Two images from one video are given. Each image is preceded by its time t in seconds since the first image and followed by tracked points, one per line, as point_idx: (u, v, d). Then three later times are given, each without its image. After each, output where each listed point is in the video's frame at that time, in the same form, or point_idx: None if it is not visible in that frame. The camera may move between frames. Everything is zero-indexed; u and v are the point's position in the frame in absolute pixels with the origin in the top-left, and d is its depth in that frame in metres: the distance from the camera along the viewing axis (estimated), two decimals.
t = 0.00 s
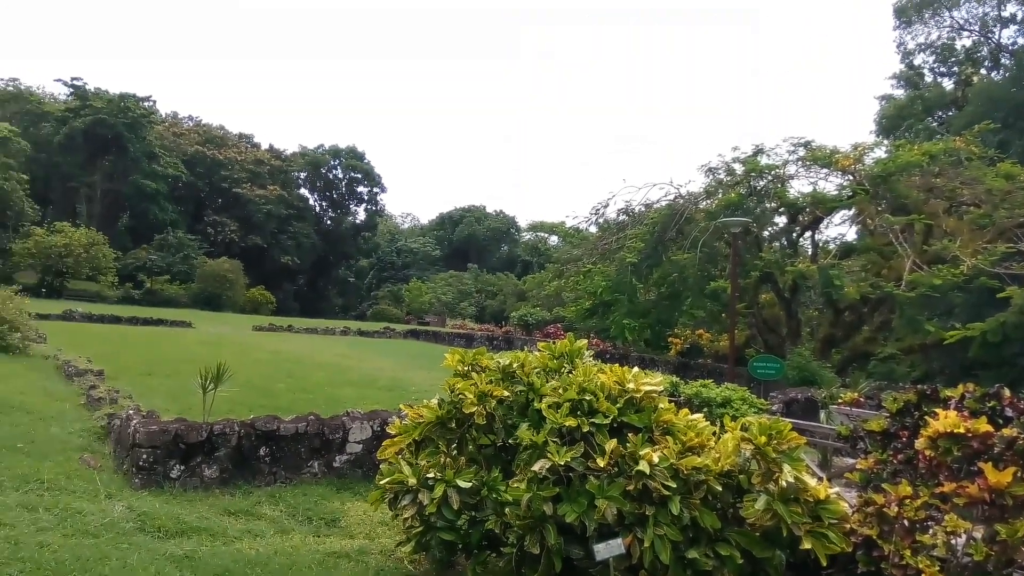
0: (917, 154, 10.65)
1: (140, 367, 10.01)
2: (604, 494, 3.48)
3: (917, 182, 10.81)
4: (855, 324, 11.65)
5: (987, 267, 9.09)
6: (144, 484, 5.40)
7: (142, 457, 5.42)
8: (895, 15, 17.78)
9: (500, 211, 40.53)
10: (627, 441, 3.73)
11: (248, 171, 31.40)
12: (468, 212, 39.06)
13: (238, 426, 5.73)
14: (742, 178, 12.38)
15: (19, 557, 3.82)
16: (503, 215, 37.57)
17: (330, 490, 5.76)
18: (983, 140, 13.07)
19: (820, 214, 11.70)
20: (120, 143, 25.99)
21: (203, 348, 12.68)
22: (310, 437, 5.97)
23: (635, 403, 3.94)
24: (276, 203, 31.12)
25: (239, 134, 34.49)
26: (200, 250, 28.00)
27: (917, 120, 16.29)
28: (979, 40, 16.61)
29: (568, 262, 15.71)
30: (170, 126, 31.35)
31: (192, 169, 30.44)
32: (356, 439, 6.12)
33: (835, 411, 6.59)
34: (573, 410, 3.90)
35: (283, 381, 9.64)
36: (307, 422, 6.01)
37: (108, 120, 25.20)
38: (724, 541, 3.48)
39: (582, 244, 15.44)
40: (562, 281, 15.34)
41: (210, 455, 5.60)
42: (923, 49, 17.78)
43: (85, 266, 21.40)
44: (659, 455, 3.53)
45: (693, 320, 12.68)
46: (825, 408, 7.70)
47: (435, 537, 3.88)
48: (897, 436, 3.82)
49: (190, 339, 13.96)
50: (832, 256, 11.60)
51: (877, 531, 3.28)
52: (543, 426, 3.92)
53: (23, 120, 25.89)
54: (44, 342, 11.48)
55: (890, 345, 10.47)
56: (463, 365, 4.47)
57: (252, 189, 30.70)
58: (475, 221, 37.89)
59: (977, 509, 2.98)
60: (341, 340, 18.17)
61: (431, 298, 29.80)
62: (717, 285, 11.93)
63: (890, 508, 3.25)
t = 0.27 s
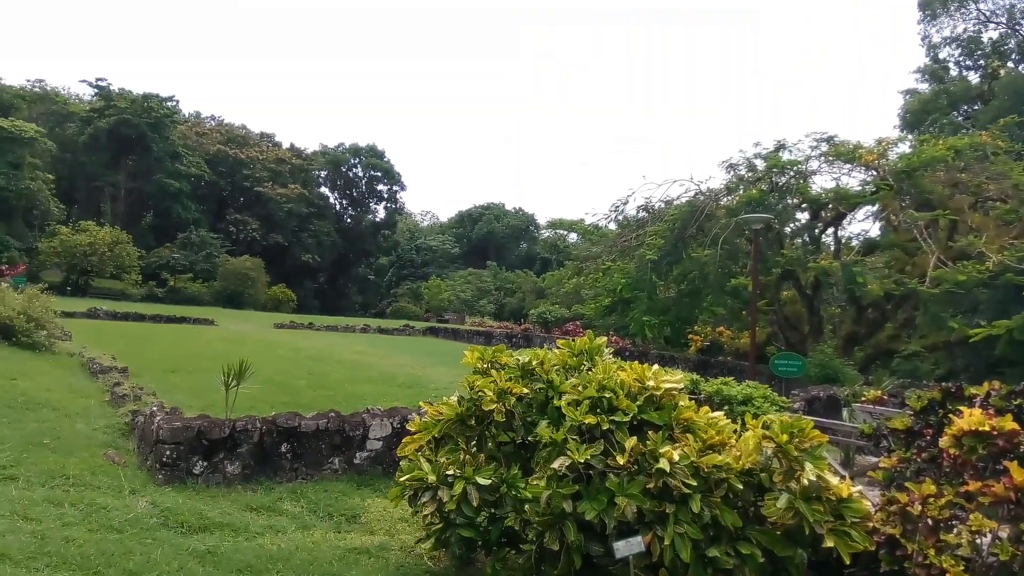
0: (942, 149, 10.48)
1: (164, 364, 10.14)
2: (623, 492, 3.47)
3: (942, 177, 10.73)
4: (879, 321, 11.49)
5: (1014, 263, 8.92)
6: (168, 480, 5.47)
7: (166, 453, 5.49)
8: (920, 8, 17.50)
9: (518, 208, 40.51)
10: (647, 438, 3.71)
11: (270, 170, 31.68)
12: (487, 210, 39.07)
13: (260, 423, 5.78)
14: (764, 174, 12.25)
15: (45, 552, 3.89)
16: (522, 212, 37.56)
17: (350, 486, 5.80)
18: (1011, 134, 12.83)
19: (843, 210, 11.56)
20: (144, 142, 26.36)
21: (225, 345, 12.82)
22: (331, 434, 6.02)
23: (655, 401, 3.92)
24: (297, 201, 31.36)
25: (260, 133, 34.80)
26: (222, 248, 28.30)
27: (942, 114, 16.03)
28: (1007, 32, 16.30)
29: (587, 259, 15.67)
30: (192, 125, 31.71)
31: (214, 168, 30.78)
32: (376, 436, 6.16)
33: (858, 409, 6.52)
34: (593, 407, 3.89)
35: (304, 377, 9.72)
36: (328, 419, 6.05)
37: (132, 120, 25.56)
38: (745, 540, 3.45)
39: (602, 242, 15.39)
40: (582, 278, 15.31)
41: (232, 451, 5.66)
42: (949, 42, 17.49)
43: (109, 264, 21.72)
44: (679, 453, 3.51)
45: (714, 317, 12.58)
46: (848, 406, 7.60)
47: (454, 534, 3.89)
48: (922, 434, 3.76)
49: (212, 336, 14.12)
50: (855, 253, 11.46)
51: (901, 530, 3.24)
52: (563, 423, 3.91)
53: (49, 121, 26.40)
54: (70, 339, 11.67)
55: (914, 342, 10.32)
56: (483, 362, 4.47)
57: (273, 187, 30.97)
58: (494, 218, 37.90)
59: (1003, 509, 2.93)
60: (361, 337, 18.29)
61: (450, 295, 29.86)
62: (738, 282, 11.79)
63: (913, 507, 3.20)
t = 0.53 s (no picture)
0: (959, 149, 10.39)
1: (180, 364, 10.23)
2: (638, 493, 3.46)
3: (959, 177, 10.63)
4: (895, 322, 11.38)
5: None
6: (184, 479, 5.52)
7: (182, 452, 5.54)
8: (936, 7, 17.34)
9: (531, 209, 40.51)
10: (661, 440, 3.69)
11: (284, 171, 31.88)
12: (500, 211, 39.09)
13: (275, 422, 5.82)
14: (779, 174, 12.19)
15: (63, 550, 3.93)
16: (535, 213, 37.55)
17: (364, 486, 5.83)
18: None
19: (859, 211, 11.47)
20: (160, 144, 26.63)
21: (240, 345, 12.92)
22: (345, 434, 6.04)
23: (669, 401, 3.91)
24: (311, 202, 31.55)
25: (275, 135, 35.03)
26: (237, 248, 28.51)
27: (959, 114, 15.89)
28: None
29: (600, 260, 15.65)
30: (208, 127, 31.97)
31: (229, 169, 31.03)
32: (390, 436, 6.18)
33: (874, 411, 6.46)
34: (607, 408, 3.88)
35: (318, 378, 9.77)
36: (342, 419, 6.08)
37: (149, 122, 25.84)
38: (760, 542, 3.44)
39: (615, 243, 15.39)
40: (595, 279, 15.29)
41: (248, 450, 5.70)
42: (966, 41, 17.31)
43: (126, 265, 21.93)
44: (693, 455, 3.49)
45: (728, 318, 12.51)
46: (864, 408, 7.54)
47: (468, 534, 3.90)
48: (939, 437, 3.71)
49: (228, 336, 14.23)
50: (871, 254, 11.37)
51: (917, 533, 3.22)
52: (576, 424, 3.90)
53: (67, 122, 26.74)
54: (88, 339, 11.80)
55: (931, 344, 10.23)
56: (496, 363, 4.48)
57: (288, 188, 31.16)
58: (507, 219, 37.92)
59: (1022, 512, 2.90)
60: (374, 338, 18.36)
61: (464, 296, 29.90)
62: (752, 283, 11.70)
63: (930, 510, 3.18)
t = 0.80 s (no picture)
0: (977, 154, 10.30)
1: (196, 368, 10.32)
2: (652, 500, 3.45)
3: (978, 183, 10.54)
4: (912, 328, 11.26)
5: None
6: (200, 482, 5.56)
7: (198, 456, 5.57)
8: (954, 12, 17.21)
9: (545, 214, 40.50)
10: (676, 446, 3.68)
11: (300, 177, 32.12)
12: (514, 216, 39.13)
13: (290, 427, 5.85)
14: (795, 179, 12.16)
15: (81, 552, 3.97)
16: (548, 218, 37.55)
17: (378, 491, 5.85)
18: None
19: (876, 216, 11.39)
20: (178, 149, 26.94)
21: (256, 350, 13.01)
22: (360, 438, 6.07)
23: (684, 408, 3.89)
24: (326, 207, 31.76)
25: (291, 141, 35.32)
26: (253, 253, 28.74)
27: (977, 119, 15.73)
28: None
29: (615, 266, 15.64)
30: (225, 133, 32.28)
31: (246, 175, 31.31)
32: (404, 441, 6.20)
33: (891, 418, 6.40)
34: (621, 415, 3.87)
35: (332, 382, 9.83)
36: (357, 424, 6.11)
37: (167, 128, 26.15)
38: (775, 550, 3.42)
39: (629, 248, 15.39)
40: (609, 285, 15.27)
41: (263, 454, 5.73)
42: (984, 46, 17.15)
43: (144, 269, 22.15)
44: (708, 462, 3.48)
45: (743, 324, 12.44)
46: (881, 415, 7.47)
47: (482, 540, 3.90)
48: (957, 445, 3.66)
49: (243, 341, 14.34)
50: (888, 260, 11.28)
51: (935, 542, 3.18)
52: (591, 430, 3.90)
53: (86, 128, 27.12)
54: (105, 343, 11.93)
55: (949, 351, 10.12)
56: (510, 369, 4.49)
57: (303, 194, 31.38)
58: (521, 224, 37.96)
59: None
60: (388, 342, 18.42)
61: (478, 301, 29.93)
62: (768, 289, 11.64)
63: (948, 519, 3.13)
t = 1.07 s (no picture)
0: (994, 147, 10.18)
1: (210, 364, 10.40)
2: (664, 495, 3.44)
3: (994, 176, 10.42)
4: (927, 323, 11.15)
5: None
6: (214, 477, 5.60)
7: (212, 451, 5.61)
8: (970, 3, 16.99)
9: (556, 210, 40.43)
10: (688, 441, 3.67)
11: (312, 173, 32.25)
12: (525, 212, 39.10)
13: (304, 422, 5.90)
14: (808, 173, 12.06)
15: (96, 546, 4.02)
16: (560, 214, 37.50)
17: (391, 486, 5.87)
18: None
19: (890, 210, 11.29)
20: (191, 147, 27.13)
21: (268, 345, 13.10)
22: (372, 434, 6.09)
23: (696, 403, 3.87)
24: (338, 204, 31.88)
25: (304, 137, 35.46)
26: (266, 250, 28.90)
27: (994, 112, 15.54)
28: None
29: (627, 261, 15.60)
30: (238, 130, 32.46)
31: (259, 171, 31.48)
32: (416, 436, 6.22)
33: (906, 413, 6.35)
34: (632, 410, 3.86)
35: (345, 378, 9.87)
36: (369, 419, 6.13)
37: (180, 125, 26.33)
38: (788, 546, 3.40)
39: (641, 243, 15.37)
40: (621, 280, 15.24)
41: (277, 450, 5.77)
42: (1001, 37, 16.93)
43: (158, 266, 22.31)
44: (721, 457, 3.46)
45: (756, 319, 12.38)
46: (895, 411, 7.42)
47: (494, 534, 3.91)
48: (972, 440, 3.62)
49: (256, 336, 14.44)
50: (903, 254, 11.19)
51: (949, 537, 3.16)
52: (602, 426, 3.89)
53: (101, 126, 27.37)
54: (121, 339, 12.05)
55: (964, 346, 10.02)
56: (522, 364, 4.50)
57: (315, 190, 31.50)
58: (533, 220, 37.89)
59: None
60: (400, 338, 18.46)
61: (489, 297, 29.92)
62: (781, 284, 11.57)
63: (962, 514, 3.11)
